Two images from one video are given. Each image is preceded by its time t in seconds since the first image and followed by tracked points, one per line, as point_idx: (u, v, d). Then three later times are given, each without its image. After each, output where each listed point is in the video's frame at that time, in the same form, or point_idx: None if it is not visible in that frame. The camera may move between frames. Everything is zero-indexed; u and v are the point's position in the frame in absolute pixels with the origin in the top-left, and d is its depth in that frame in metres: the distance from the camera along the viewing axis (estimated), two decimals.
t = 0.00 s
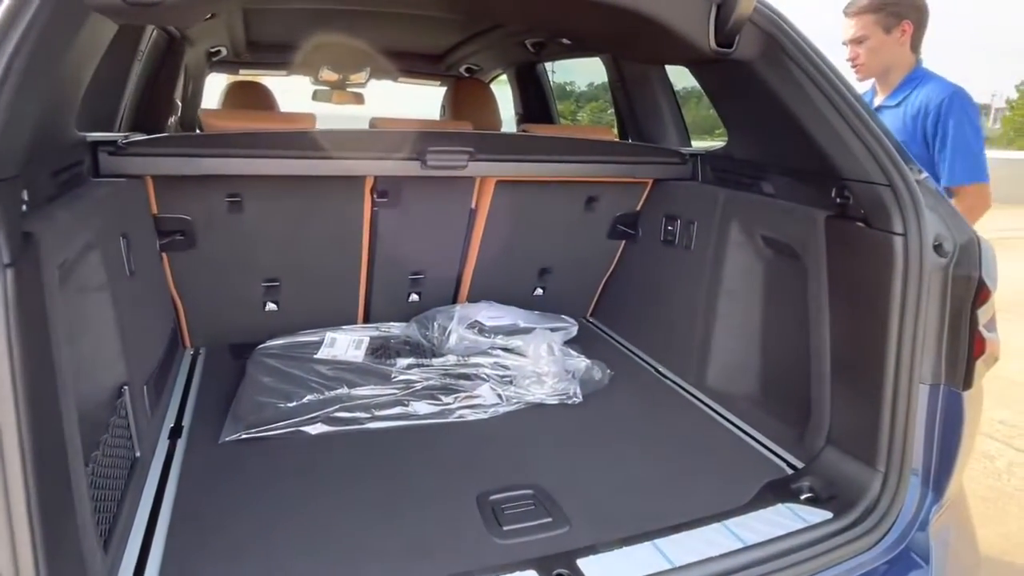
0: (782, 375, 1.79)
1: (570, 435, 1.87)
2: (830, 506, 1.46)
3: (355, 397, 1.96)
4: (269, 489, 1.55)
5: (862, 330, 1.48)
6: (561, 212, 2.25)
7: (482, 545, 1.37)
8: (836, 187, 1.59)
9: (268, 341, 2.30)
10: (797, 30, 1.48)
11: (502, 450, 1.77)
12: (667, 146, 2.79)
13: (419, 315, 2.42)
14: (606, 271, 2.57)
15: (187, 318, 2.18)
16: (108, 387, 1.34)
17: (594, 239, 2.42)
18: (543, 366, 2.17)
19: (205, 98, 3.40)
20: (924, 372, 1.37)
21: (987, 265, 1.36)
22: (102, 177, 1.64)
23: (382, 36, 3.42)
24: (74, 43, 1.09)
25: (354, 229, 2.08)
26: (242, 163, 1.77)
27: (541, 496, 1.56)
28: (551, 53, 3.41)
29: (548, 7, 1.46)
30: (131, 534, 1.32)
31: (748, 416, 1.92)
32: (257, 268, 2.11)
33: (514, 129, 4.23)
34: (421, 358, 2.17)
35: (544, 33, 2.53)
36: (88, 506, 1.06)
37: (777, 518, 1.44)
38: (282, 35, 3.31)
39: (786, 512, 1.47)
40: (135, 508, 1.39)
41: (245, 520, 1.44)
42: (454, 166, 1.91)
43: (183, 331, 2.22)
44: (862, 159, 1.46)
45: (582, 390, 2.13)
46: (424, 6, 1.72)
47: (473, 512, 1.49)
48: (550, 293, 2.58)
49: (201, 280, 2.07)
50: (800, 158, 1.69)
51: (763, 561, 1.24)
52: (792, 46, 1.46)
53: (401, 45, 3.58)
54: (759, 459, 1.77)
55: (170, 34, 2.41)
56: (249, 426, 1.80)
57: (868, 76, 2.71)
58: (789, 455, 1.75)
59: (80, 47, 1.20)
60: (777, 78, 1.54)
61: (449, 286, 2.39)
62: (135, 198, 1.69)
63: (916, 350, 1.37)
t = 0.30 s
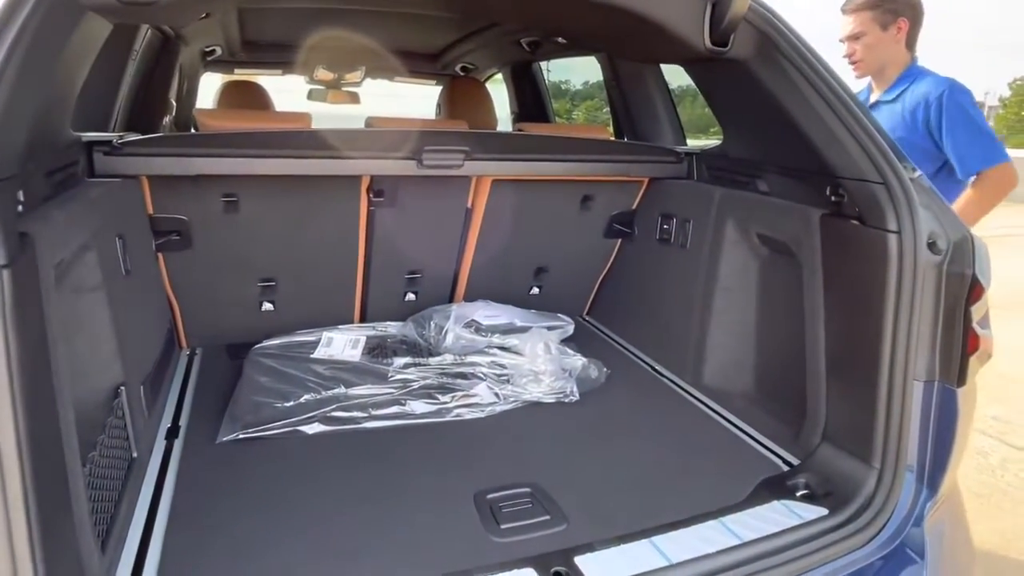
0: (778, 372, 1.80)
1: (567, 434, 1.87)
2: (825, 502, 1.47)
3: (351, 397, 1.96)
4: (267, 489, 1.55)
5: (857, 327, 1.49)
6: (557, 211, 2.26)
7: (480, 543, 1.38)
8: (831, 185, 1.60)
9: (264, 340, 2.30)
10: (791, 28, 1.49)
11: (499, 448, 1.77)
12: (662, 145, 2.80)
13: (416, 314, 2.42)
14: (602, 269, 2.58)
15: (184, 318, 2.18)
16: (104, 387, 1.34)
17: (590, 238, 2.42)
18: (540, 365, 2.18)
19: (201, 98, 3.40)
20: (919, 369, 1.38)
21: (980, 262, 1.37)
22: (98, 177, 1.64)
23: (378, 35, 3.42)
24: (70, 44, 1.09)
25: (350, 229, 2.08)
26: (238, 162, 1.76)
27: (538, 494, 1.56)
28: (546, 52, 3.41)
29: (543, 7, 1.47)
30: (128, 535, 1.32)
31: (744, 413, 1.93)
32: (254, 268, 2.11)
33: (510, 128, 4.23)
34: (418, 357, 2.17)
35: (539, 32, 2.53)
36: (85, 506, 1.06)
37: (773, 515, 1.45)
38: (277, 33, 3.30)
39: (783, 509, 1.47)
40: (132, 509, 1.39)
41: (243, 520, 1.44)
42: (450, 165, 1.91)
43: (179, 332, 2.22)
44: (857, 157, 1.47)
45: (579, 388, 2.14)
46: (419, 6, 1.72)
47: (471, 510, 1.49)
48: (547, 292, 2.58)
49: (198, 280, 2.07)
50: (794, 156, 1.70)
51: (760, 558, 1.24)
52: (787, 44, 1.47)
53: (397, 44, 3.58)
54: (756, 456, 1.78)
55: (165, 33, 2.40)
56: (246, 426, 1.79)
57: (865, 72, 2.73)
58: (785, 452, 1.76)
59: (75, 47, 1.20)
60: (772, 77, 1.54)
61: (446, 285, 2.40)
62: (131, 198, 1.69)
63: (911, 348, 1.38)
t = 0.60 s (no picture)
0: (776, 369, 1.81)
1: (566, 430, 1.88)
2: (824, 497, 1.48)
3: (352, 394, 1.96)
4: (268, 486, 1.55)
5: (855, 324, 1.50)
6: (556, 208, 2.26)
7: (481, 539, 1.38)
8: (829, 182, 1.61)
9: (264, 338, 2.31)
10: (790, 28, 1.50)
11: (499, 445, 1.78)
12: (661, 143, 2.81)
13: (416, 311, 2.43)
14: (601, 267, 2.59)
15: (183, 316, 2.18)
16: (107, 385, 1.35)
17: (589, 235, 2.43)
18: (539, 362, 2.18)
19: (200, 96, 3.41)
20: (916, 364, 1.39)
21: (977, 258, 1.38)
22: (98, 175, 1.64)
23: (376, 33, 3.42)
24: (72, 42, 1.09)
25: (350, 227, 2.08)
26: (237, 160, 1.76)
27: (539, 491, 1.57)
28: (545, 50, 3.42)
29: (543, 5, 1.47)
30: (130, 531, 1.32)
31: (743, 409, 1.95)
32: (253, 266, 2.11)
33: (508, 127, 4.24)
34: (418, 355, 2.18)
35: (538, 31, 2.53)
36: (89, 503, 1.06)
37: (771, 510, 1.46)
38: (276, 31, 3.30)
39: (781, 504, 1.48)
40: (133, 506, 1.39)
41: (244, 518, 1.44)
42: (449, 163, 1.91)
43: (178, 330, 2.22)
44: (854, 154, 1.48)
45: (578, 385, 2.15)
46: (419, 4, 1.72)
47: (472, 507, 1.50)
48: (546, 289, 2.59)
49: (198, 278, 2.07)
50: (792, 154, 1.71)
51: (760, 552, 1.25)
52: (786, 44, 1.48)
53: (395, 42, 3.58)
54: (754, 451, 1.79)
55: (162, 30, 2.42)
56: (247, 424, 1.80)
57: (872, 69, 2.73)
58: (783, 448, 1.77)
59: (77, 46, 1.20)
60: (770, 77, 1.55)
61: (445, 283, 2.40)
62: (131, 196, 1.69)
63: (909, 344, 1.39)
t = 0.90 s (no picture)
0: (776, 366, 1.82)
1: (567, 428, 1.89)
2: (824, 495, 1.49)
3: (353, 392, 1.97)
4: (270, 484, 1.56)
5: (855, 322, 1.51)
6: (556, 207, 2.27)
7: (482, 536, 1.39)
8: (829, 180, 1.61)
9: (265, 336, 2.31)
10: (791, 27, 1.51)
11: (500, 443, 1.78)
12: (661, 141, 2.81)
13: (416, 309, 2.44)
14: (601, 265, 2.60)
15: (185, 314, 2.19)
16: (109, 383, 1.36)
17: (589, 234, 2.44)
18: (540, 361, 2.19)
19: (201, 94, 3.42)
20: (915, 362, 1.40)
21: (976, 256, 1.39)
22: (99, 173, 1.64)
23: (376, 32, 3.41)
24: (74, 40, 1.09)
25: (351, 225, 2.09)
26: (238, 158, 1.76)
27: (540, 488, 1.58)
28: (544, 49, 3.41)
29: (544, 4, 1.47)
30: (132, 529, 1.33)
31: (742, 407, 1.95)
32: (254, 264, 2.11)
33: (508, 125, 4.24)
34: (418, 353, 2.18)
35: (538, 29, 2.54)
36: (93, 500, 1.06)
37: (771, 507, 1.47)
38: (276, 29, 3.30)
39: (781, 501, 1.49)
40: (136, 503, 1.40)
41: (246, 515, 1.44)
42: (450, 162, 1.91)
43: (180, 328, 2.23)
44: (854, 153, 1.48)
45: (579, 383, 2.16)
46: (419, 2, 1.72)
47: (473, 504, 1.51)
48: (546, 287, 2.59)
49: (199, 276, 2.08)
50: (792, 152, 1.71)
51: (759, 550, 1.26)
52: (787, 43, 1.49)
53: (395, 40, 3.59)
54: (754, 448, 1.80)
55: (162, 29, 2.41)
56: (248, 422, 1.80)
57: (861, 67, 2.74)
58: (783, 445, 1.78)
59: (78, 44, 1.20)
60: (770, 76, 1.55)
61: (445, 281, 2.41)
62: (132, 194, 1.69)
63: (908, 341, 1.39)
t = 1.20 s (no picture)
0: (776, 363, 1.83)
1: (568, 425, 1.89)
2: (824, 491, 1.50)
3: (354, 389, 1.97)
4: (272, 481, 1.56)
5: (855, 320, 1.51)
6: (556, 205, 2.27)
7: (484, 532, 1.40)
8: (829, 178, 1.62)
9: (266, 334, 2.32)
10: (792, 25, 1.51)
11: (500, 440, 1.79)
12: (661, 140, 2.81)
13: (417, 307, 2.44)
14: (601, 263, 2.61)
15: (185, 312, 2.19)
16: (112, 380, 1.36)
17: (589, 231, 2.44)
18: (540, 358, 2.19)
19: (201, 93, 3.43)
20: (915, 358, 1.40)
21: (976, 254, 1.39)
22: (101, 171, 1.64)
23: (376, 30, 3.42)
24: (77, 37, 1.09)
25: (352, 223, 2.09)
26: (239, 156, 1.77)
27: (541, 485, 1.58)
28: (545, 46, 3.41)
29: (545, 2, 1.48)
30: (135, 525, 1.33)
31: (743, 404, 1.96)
32: (255, 262, 2.12)
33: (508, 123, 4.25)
34: (420, 350, 2.18)
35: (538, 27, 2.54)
36: (97, 494, 1.07)
37: (772, 503, 1.47)
38: (276, 27, 3.30)
39: (782, 497, 1.50)
40: (139, 500, 1.40)
41: (249, 512, 1.45)
42: (451, 159, 1.92)
43: (181, 326, 2.23)
44: (855, 150, 1.48)
45: (579, 380, 2.16)
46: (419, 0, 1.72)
47: (475, 501, 1.51)
48: (546, 285, 2.60)
49: (200, 274, 2.08)
50: (792, 150, 1.72)
51: (759, 545, 1.26)
52: (787, 41, 1.49)
53: (395, 38, 3.59)
54: (754, 445, 1.81)
55: (162, 27, 2.43)
56: (250, 419, 1.81)
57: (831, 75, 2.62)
58: (783, 441, 1.79)
59: (80, 41, 1.20)
60: (771, 73, 1.56)
61: (446, 279, 2.42)
62: (134, 192, 1.69)
63: (908, 338, 1.40)
